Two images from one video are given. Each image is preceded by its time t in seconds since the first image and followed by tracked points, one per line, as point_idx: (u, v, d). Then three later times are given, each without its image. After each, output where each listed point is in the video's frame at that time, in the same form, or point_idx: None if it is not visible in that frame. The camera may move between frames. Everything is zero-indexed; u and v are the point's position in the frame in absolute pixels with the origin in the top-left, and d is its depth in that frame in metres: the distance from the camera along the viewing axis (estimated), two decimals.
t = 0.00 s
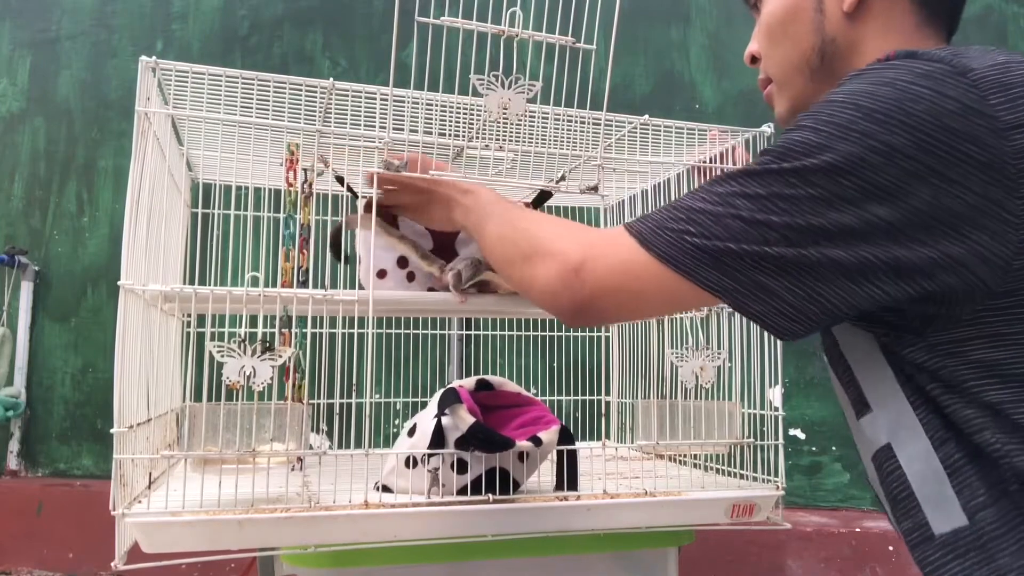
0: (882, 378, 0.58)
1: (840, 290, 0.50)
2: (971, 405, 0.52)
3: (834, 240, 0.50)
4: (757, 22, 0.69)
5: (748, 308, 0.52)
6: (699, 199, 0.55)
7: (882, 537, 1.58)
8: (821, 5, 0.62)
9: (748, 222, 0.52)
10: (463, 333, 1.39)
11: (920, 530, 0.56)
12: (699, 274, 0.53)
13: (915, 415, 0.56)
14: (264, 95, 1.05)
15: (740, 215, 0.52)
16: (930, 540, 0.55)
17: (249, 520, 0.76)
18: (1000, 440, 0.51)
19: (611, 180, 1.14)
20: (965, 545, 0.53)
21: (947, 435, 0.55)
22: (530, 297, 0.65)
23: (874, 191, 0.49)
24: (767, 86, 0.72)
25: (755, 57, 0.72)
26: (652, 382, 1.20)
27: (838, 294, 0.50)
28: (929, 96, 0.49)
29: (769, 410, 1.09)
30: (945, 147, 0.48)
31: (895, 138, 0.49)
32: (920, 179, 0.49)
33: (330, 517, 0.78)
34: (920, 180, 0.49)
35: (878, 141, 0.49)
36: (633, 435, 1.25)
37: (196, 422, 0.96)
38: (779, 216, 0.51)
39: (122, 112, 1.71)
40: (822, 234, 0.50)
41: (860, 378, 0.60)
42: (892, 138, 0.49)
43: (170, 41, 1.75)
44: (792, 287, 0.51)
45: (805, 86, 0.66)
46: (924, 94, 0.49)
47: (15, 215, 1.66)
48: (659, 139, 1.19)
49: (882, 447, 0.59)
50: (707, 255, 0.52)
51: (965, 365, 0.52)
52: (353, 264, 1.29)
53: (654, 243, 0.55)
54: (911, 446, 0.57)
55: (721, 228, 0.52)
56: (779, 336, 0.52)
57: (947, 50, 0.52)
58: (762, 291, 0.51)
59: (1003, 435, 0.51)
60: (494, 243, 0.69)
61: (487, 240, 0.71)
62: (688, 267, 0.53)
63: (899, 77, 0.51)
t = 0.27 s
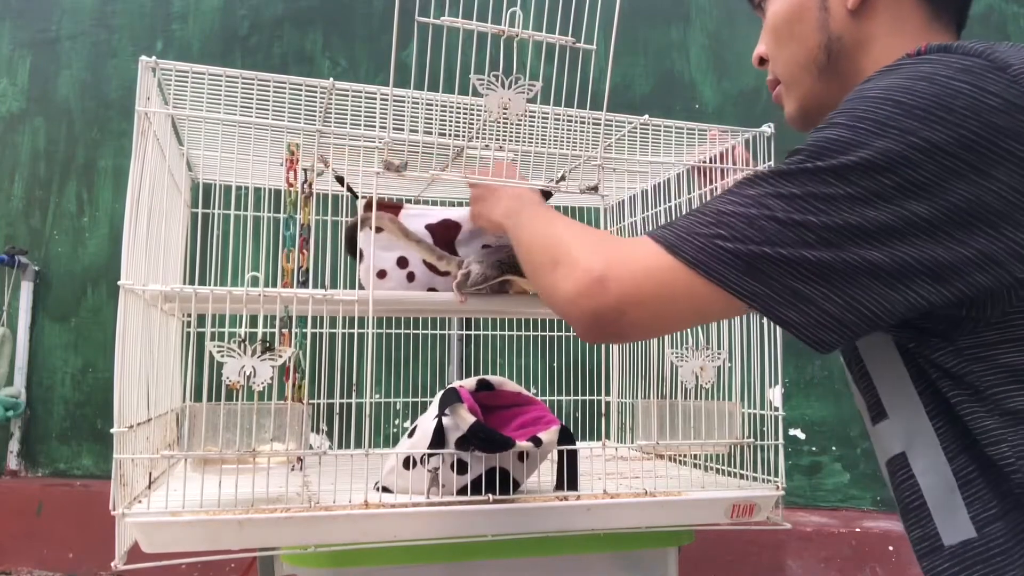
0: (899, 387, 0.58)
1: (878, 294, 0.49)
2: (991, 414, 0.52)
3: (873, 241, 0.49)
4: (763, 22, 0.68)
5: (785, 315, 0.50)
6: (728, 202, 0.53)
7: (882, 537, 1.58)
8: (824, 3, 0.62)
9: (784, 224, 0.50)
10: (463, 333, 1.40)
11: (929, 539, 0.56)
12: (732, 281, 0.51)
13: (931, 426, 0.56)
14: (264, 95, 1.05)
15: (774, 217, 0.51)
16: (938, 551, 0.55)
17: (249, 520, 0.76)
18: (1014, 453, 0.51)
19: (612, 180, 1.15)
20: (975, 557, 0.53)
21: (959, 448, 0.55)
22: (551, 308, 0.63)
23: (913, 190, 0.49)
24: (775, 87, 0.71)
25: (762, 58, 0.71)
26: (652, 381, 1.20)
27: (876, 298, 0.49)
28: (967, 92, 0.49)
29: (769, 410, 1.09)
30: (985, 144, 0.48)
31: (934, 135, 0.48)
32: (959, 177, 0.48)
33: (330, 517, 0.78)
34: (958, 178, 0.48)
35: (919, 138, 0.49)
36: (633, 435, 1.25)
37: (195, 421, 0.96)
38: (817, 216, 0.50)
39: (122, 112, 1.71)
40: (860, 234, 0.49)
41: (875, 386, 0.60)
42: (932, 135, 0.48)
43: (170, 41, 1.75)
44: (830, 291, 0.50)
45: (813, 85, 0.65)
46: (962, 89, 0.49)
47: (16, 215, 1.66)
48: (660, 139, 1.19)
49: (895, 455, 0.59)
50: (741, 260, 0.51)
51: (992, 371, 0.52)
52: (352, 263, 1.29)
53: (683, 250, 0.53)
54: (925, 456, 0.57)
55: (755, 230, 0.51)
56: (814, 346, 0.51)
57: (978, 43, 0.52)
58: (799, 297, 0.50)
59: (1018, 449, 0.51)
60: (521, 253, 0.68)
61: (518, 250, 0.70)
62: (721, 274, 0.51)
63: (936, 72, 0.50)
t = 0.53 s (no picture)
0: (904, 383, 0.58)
1: (877, 287, 0.49)
2: (995, 412, 0.52)
3: (874, 234, 0.49)
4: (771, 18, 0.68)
5: (783, 307, 0.50)
6: (731, 193, 0.53)
7: (882, 537, 1.58)
8: None
9: (786, 216, 0.50)
10: (463, 333, 1.40)
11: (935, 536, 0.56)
12: (732, 273, 0.51)
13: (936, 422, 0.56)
14: (264, 95, 1.05)
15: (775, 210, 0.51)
16: (944, 548, 0.55)
17: (249, 520, 0.76)
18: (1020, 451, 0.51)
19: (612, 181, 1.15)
20: (982, 554, 0.53)
21: (966, 444, 0.55)
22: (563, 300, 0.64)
23: (915, 184, 0.49)
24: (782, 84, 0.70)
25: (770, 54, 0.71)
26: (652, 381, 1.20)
27: (875, 291, 0.49)
28: (974, 87, 0.49)
29: (769, 410, 1.09)
30: (990, 139, 0.48)
31: (938, 129, 0.48)
32: (962, 171, 0.48)
33: (330, 517, 0.78)
34: (961, 173, 0.48)
35: (922, 132, 0.48)
36: (633, 435, 1.25)
37: (195, 422, 0.96)
38: (818, 209, 0.50)
39: (122, 112, 1.71)
40: (861, 228, 0.49)
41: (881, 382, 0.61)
42: (936, 130, 0.48)
43: (170, 41, 1.75)
44: (829, 285, 0.50)
45: (820, 81, 0.65)
46: (969, 85, 0.49)
47: (16, 215, 1.66)
48: (660, 139, 1.19)
49: (901, 451, 0.59)
50: (741, 252, 0.51)
51: (995, 369, 0.52)
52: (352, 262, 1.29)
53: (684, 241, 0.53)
54: (931, 452, 0.57)
55: (756, 223, 0.51)
56: (813, 339, 0.51)
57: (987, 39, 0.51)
58: (798, 289, 0.50)
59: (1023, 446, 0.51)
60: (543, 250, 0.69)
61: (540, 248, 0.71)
62: (721, 265, 0.51)
63: (943, 66, 0.50)
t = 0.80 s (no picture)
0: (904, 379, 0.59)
1: (880, 286, 0.49)
2: (1000, 410, 0.52)
3: (877, 233, 0.49)
4: (775, 14, 0.68)
5: (786, 305, 0.50)
6: (735, 193, 0.54)
7: (882, 537, 1.58)
8: None
9: (789, 215, 0.50)
10: (463, 333, 1.40)
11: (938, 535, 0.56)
12: (735, 272, 0.51)
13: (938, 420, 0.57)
14: (264, 95, 1.05)
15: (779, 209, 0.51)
16: (946, 547, 0.55)
17: (249, 520, 0.76)
18: None
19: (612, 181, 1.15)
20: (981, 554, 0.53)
21: (969, 443, 0.55)
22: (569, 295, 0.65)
23: (919, 183, 0.49)
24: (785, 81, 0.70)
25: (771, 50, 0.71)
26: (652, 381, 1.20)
27: (878, 290, 0.49)
28: (979, 85, 0.48)
29: (769, 410, 1.09)
30: (994, 139, 0.48)
31: (943, 128, 0.48)
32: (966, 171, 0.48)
33: (330, 517, 0.78)
34: (966, 173, 0.48)
35: (927, 131, 0.48)
36: (633, 435, 1.25)
37: (195, 422, 0.96)
38: (822, 208, 0.50)
39: (122, 112, 1.71)
40: (865, 226, 0.49)
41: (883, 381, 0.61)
42: (941, 129, 0.48)
43: (170, 41, 1.75)
44: (832, 284, 0.50)
45: (825, 78, 0.65)
46: (973, 83, 0.49)
47: (15, 215, 1.66)
48: (660, 139, 1.19)
49: (903, 450, 0.59)
50: (744, 250, 0.51)
51: (999, 368, 0.52)
52: (353, 262, 1.29)
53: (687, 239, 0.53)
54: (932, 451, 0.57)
55: (759, 222, 0.51)
56: (816, 338, 0.51)
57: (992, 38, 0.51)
58: (801, 287, 0.50)
59: None
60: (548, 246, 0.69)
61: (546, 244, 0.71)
62: (724, 263, 0.51)
63: (947, 65, 0.50)
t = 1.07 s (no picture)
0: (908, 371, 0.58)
1: (877, 277, 0.49)
2: (999, 404, 0.52)
3: (875, 224, 0.49)
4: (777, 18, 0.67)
5: (784, 295, 0.50)
6: (733, 181, 0.53)
7: (882, 537, 1.58)
8: None
9: (788, 204, 0.50)
10: (462, 333, 1.40)
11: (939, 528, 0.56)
12: (732, 261, 0.51)
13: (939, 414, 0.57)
14: (264, 95, 1.05)
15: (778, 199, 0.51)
16: (949, 540, 0.55)
17: (249, 520, 0.76)
18: None
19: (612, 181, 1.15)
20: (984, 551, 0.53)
21: (969, 436, 0.55)
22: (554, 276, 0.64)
23: (918, 175, 0.49)
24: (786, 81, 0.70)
25: (774, 53, 0.70)
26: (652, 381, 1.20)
27: (876, 281, 0.49)
28: (979, 79, 0.49)
29: (769, 410, 1.09)
30: (993, 132, 0.48)
31: (944, 122, 0.48)
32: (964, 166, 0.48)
33: (330, 517, 0.78)
34: (964, 167, 0.49)
35: (927, 123, 0.48)
36: (633, 435, 1.25)
37: (195, 422, 0.96)
38: (821, 198, 0.50)
39: (122, 112, 1.71)
40: (863, 217, 0.49)
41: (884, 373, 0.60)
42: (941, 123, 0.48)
43: (170, 41, 1.75)
44: (829, 274, 0.50)
45: (827, 78, 0.64)
46: (974, 77, 0.49)
47: (15, 215, 1.66)
48: (660, 139, 1.19)
49: (902, 444, 0.59)
50: (743, 239, 0.51)
51: (996, 364, 0.52)
52: (353, 262, 1.29)
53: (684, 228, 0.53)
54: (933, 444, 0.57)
55: (756, 211, 0.51)
56: (812, 327, 0.51)
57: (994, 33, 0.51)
58: (798, 278, 0.50)
59: None
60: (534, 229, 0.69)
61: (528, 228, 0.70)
62: (723, 253, 0.51)
63: (949, 59, 0.50)
